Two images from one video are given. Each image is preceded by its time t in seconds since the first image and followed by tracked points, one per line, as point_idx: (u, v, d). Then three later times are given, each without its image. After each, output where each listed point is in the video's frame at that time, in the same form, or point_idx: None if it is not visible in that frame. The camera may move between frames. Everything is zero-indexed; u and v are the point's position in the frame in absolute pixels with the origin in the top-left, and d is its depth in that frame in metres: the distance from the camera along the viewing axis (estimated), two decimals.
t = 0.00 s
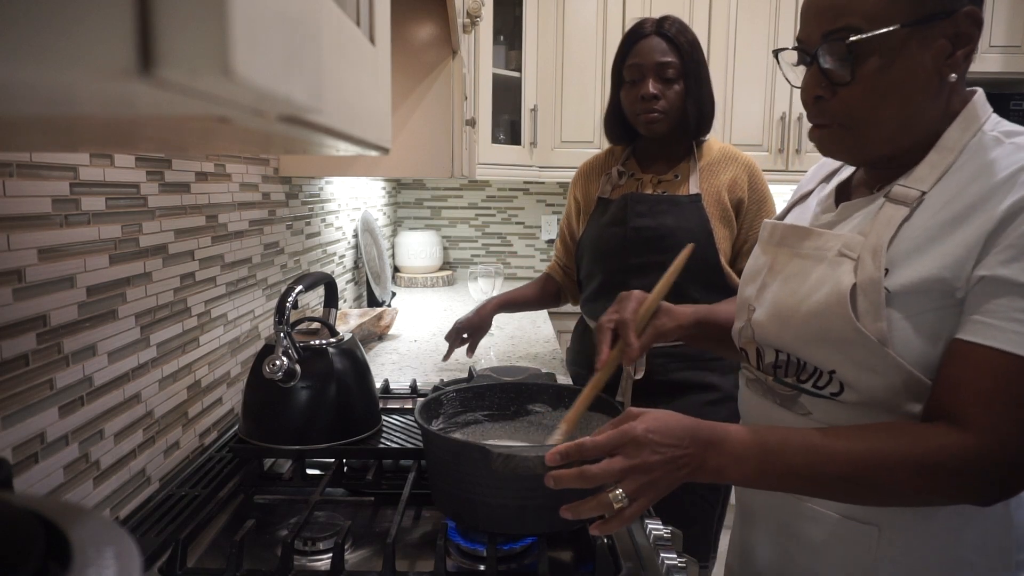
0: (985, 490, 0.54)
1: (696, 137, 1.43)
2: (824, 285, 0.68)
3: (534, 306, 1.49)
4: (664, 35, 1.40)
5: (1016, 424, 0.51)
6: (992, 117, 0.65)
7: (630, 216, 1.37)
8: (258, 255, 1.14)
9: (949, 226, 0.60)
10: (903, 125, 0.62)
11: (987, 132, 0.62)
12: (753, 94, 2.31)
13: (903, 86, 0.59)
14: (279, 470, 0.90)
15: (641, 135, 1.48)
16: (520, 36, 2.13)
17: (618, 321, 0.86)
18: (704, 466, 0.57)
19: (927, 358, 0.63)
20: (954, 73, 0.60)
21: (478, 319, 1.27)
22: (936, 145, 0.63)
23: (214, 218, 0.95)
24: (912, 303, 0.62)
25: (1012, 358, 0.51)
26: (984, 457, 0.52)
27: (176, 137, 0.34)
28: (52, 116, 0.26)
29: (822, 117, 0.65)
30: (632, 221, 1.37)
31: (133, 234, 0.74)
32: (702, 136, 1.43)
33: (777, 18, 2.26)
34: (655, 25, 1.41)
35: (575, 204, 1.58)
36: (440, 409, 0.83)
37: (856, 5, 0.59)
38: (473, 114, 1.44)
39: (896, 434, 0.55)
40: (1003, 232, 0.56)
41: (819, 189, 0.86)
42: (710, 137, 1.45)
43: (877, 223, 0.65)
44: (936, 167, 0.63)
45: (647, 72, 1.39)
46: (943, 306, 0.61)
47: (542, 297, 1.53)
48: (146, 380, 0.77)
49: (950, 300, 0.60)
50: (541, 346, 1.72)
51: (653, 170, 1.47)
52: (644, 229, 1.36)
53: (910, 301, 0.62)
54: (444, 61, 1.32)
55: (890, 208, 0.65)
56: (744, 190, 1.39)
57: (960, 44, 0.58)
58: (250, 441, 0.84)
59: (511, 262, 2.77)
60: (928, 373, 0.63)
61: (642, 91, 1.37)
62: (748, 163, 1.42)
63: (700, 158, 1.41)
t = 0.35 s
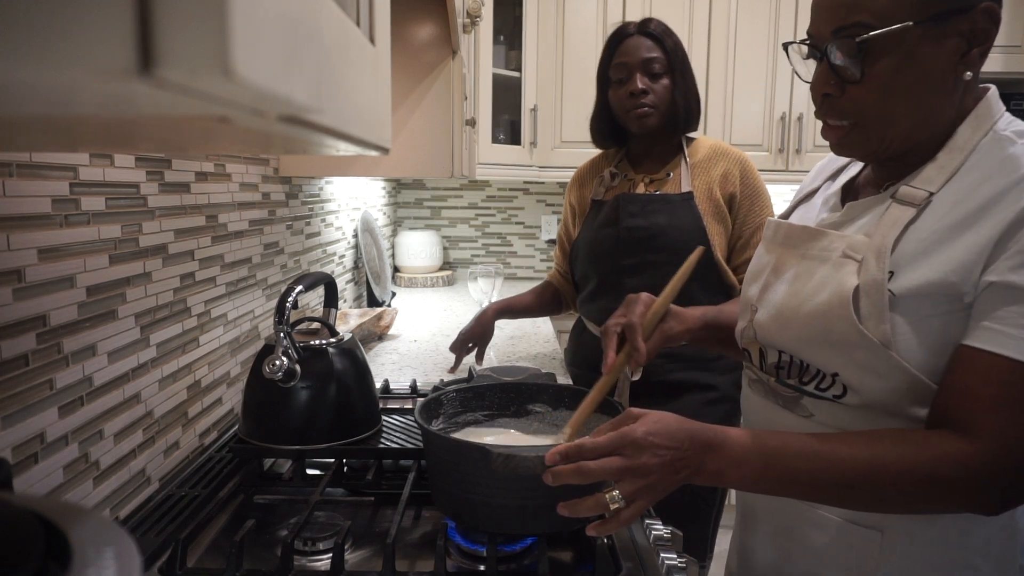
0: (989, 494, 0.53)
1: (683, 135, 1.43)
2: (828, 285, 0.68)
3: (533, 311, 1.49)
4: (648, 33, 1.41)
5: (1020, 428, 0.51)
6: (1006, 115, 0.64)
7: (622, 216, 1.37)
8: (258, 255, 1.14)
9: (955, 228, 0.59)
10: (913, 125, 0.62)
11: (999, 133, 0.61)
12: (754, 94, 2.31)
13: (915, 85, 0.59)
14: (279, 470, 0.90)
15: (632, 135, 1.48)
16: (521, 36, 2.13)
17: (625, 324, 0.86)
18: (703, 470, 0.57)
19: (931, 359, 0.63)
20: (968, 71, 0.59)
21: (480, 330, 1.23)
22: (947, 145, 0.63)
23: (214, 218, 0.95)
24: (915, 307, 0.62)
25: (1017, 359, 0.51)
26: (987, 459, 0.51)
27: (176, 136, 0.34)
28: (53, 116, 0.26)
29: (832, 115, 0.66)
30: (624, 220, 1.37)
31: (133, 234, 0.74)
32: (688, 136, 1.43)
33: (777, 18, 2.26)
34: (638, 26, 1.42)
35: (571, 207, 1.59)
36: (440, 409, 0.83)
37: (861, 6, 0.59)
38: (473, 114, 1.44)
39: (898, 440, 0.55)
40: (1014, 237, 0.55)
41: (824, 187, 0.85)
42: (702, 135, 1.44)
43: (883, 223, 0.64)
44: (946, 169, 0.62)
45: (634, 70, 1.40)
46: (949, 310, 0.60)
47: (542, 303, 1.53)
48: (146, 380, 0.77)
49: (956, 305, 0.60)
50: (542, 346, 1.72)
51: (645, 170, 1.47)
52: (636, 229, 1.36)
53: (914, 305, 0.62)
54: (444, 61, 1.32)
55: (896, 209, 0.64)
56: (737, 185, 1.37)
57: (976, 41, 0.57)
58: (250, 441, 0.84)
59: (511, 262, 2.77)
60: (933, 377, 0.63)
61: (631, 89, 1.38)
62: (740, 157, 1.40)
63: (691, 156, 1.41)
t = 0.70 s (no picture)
0: (990, 494, 0.53)
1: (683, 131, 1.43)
2: (831, 287, 0.68)
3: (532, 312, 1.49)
4: (646, 31, 1.42)
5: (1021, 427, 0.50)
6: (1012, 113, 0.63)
7: (626, 218, 1.37)
8: (258, 255, 1.14)
9: (958, 228, 0.59)
10: (912, 125, 0.62)
11: (1004, 131, 0.61)
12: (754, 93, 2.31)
13: (916, 84, 0.59)
14: (279, 470, 0.90)
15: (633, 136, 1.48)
16: (521, 36, 2.13)
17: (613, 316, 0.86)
18: (701, 470, 0.57)
19: (933, 359, 0.63)
20: (972, 72, 0.59)
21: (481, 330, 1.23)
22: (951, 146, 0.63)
23: (214, 218, 0.95)
24: (917, 306, 0.61)
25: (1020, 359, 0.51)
26: (987, 459, 0.51)
27: (176, 136, 0.34)
28: (53, 116, 0.26)
29: (833, 111, 0.66)
30: (628, 223, 1.37)
31: (133, 234, 0.74)
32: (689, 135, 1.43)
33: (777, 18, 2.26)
34: (636, 24, 1.43)
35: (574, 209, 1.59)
36: (440, 409, 0.83)
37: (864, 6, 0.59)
38: (473, 113, 1.44)
39: (897, 441, 0.55)
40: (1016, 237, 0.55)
41: (826, 187, 0.85)
42: (703, 135, 1.44)
43: (886, 224, 0.64)
44: (949, 168, 0.62)
45: (632, 65, 1.40)
46: (950, 311, 0.60)
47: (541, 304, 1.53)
48: (146, 380, 0.77)
49: (957, 306, 0.60)
50: (542, 346, 1.72)
51: (648, 171, 1.47)
52: (639, 231, 1.36)
53: (916, 305, 0.61)
54: (444, 61, 1.32)
55: (900, 209, 0.64)
56: (740, 184, 1.37)
57: (981, 41, 0.57)
58: (250, 441, 0.84)
59: (511, 262, 2.77)
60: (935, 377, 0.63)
61: (631, 83, 1.39)
62: (743, 155, 1.40)
63: (693, 156, 1.40)
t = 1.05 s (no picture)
0: (991, 494, 0.53)
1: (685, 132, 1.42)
2: (847, 297, 0.67)
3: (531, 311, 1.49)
4: (649, 33, 1.42)
5: None
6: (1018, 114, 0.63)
7: (632, 219, 1.36)
8: (258, 255, 1.14)
9: (972, 233, 0.59)
10: (914, 119, 0.61)
11: (1012, 133, 0.60)
12: (754, 93, 2.31)
13: (920, 77, 0.59)
14: (279, 470, 0.90)
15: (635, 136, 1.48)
16: (521, 37, 2.13)
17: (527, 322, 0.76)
18: (701, 469, 0.57)
19: (936, 361, 0.63)
20: (976, 70, 0.58)
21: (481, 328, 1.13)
22: (961, 149, 0.62)
23: (214, 218, 0.95)
24: (931, 311, 0.61)
25: None
26: (988, 459, 0.52)
27: (176, 136, 0.34)
28: (53, 116, 0.26)
29: (832, 100, 0.66)
30: (634, 223, 1.36)
31: (133, 234, 0.74)
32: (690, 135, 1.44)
33: (777, 18, 2.26)
34: (639, 25, 1.42)
35: (575, 209, 1.59)
36: (440, 409, 0.83)
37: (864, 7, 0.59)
38: (473, 113, 1.44)
39: (897, 439, 0.55)
40: None
41: (826, 187, 0.83)
42: (703, 135, 1.45)
43: (899, 231, 0.63)
44: (959, 170, 0.62)
45: (637, 70, 1.41)
46: (964, 311, 0.61)
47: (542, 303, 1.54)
48: (146, 380, 0.77)
49: (973, 306, 0.60)
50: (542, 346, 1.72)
51: (651, 173, 1.47)
52: (645, 232, 1.36)
53: (932, 313, 0.61)
54: (444, 61, 1.32)
55: (912, 215, 0.63)
56: (742, 183, 1.39)
57: (989, 39, 0.57)
58: (250, 441, 0.84)
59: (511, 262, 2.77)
60: (939, 376, 0.63)
61: (637, 88, 1.39)
62: (742, 155, 1.41)
63: (693, 157, 1.41)
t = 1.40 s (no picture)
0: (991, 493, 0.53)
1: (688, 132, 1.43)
2: (850, 301, 0.66)
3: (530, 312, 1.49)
4: (654, 33, 1.42)
5: None
6: (1012, 112, 0.64)
7: (630, 218, 1.36)
8: (258, 255, 1.14)
9: (973, 234, 0.59)
10: (908, 117, 0.61)
11: (1008, 132, 0.61)
12: (754, 93, 2.31)
13: (912, 75, 0.59)
14: (279, 470, 0.90)
15: (636, 136, 1.48)
16: (521, 37, 2.13)
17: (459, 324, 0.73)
18: (699, 469, 0.57)
19: (939, 359, 0.63)
20: (967, 70, 0.58)
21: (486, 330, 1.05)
22: (957, 148, 0.62)
23: (214, 218, 0.95)
24: (933, 313, 0.61)
25: None
26: (987, 458, 0.52)
27: (176, 136, 0.34)
28: (54, 116, 0.26)
29: (825, 98, 0.66)
30: (632, 223, 1.36)
31: (133, 234, 0.74)
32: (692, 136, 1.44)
33: (778, 18, 2.26)
34: (644, 25, 1.42)
35: (576, 209, 1.59)
36: (440, 409, 0.83)
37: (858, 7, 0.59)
38: (473, 113, 1.44)
39: (896, 437, 0.55)
40: None
41: (819, 188, 0.82)
42: (705, 136, 1.45)
43: (901, 233, 0.63)
44: (958, 170, 0.61)
45: (641, 68, 1.41)
46: (965, 310, 0.61)
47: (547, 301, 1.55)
48: (146, 380, 0.77)
49: (974, 304, 0.60)
50: (542, 346, 1.72)
51: (652, 172, 1.47)
52: (644, 231, 1.35)
53: (936, 313, 0.61)
54: (444, 61, 1.32)
55: (913, 217, 0.63)
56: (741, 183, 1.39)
57: (980, 40, 0.57)
58: (250, 441, 0.84)
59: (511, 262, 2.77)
60: (940, 375, 0.63)
61: (641, 86, 1.39)
62: (744, 156, 1.41)
63: (693, 158, 1.41)
